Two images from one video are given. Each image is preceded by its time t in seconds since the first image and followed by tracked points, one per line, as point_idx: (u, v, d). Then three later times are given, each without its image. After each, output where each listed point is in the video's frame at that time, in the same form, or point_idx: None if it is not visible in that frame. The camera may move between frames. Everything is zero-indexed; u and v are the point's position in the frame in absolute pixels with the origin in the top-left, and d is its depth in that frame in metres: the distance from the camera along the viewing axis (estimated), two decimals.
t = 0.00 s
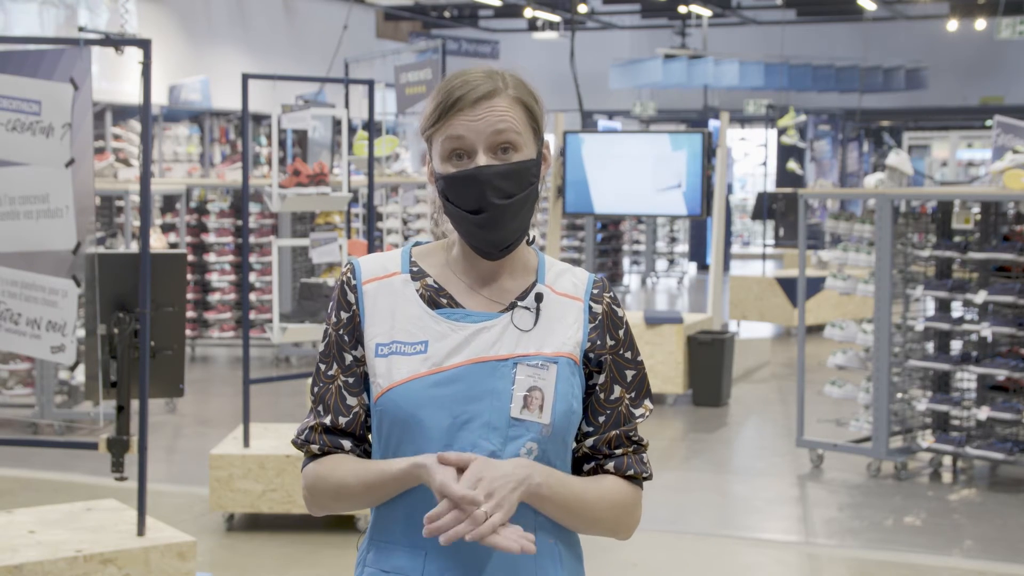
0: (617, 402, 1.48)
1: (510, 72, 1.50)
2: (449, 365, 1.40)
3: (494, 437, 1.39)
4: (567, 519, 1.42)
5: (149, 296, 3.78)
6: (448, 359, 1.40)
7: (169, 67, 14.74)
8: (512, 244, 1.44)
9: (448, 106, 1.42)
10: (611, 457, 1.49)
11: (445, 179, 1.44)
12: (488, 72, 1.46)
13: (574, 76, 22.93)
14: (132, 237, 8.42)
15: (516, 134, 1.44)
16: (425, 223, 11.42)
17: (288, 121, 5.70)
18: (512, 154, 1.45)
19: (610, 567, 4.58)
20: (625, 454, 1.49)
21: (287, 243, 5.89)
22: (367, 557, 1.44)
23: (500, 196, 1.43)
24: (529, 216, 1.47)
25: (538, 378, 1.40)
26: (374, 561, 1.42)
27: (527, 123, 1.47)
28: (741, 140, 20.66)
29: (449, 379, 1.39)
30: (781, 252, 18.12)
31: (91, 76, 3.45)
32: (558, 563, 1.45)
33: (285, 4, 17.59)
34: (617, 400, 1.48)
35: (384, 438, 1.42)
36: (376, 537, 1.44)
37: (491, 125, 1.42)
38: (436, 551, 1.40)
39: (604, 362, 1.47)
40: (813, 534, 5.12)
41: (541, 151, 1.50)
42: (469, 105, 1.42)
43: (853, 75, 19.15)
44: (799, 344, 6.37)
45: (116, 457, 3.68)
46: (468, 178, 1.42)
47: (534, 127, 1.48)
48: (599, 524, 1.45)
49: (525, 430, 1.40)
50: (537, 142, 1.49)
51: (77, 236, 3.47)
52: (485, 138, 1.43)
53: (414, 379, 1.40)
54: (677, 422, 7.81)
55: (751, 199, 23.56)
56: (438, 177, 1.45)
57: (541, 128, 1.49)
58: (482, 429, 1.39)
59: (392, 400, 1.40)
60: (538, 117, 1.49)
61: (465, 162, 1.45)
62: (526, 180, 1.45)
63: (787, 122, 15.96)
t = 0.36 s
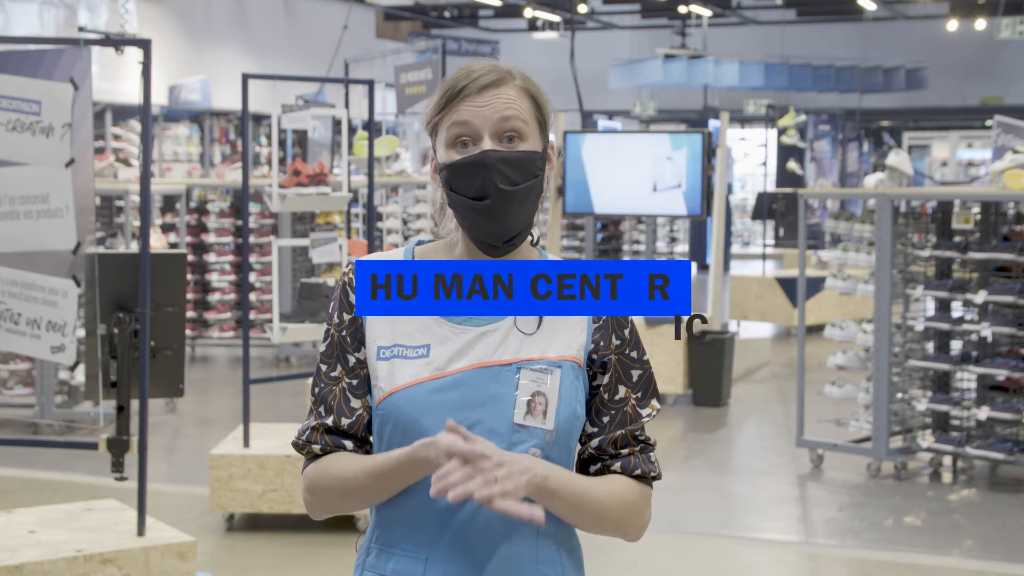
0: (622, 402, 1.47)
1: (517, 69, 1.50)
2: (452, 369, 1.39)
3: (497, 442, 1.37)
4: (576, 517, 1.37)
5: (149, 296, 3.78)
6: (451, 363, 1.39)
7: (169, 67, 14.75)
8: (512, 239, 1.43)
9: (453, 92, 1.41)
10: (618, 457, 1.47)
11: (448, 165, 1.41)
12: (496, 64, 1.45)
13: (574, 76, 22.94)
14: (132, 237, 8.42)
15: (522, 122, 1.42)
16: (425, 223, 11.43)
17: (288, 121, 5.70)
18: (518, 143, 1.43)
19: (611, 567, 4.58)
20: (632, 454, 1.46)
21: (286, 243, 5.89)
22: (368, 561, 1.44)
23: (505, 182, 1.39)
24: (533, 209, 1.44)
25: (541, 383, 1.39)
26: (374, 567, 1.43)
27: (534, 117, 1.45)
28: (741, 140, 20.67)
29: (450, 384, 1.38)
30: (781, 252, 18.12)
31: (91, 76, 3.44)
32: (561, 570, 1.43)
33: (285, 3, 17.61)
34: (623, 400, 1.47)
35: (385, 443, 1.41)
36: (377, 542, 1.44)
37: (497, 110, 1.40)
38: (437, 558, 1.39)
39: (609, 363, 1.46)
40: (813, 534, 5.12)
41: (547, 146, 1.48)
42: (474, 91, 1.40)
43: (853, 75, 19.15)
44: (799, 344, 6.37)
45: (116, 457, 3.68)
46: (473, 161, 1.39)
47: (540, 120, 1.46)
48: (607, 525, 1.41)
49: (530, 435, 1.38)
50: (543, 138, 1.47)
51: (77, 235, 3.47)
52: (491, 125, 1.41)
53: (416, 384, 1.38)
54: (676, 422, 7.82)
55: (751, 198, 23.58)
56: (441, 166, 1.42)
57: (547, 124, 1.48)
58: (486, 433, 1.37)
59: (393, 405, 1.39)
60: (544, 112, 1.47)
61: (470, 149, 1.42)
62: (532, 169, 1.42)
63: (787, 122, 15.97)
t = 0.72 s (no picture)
0: (622, 407, 1.46)
1: (513, 65, 1.46)
2: (453, 368, 1.38)
3: (499, 442, 1.37)
4: (570, 525, 1.38)
5: (148, 296, 3.79)
6: (454, 362, 1.38)
7: (169, 67, 14.75)
8: (520, 241, 1.43)
9: (451, 103, 1.38)
10: (616, 462, 1.47)
11: (450, 178, 1.40)
12: (492, 67, 1.42)
13: (574, 76, 22.95)
14: (132, 237, 8.42)
15: (522, 130, 1.40)
16: (425, 223, 11.44)
17: (288, 120, 5.70)
18: (519, 150, 1.42)
19: (611, 567, 4.58)
20: (630, 461, 1.46)
21: (286, 243, 5.89)
22: (368, 562, 1.43)
23: (508, 193, 1.40)
24: (539, 209, 1.45)
25: (544, 384, 1.38)
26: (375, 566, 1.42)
27: (534, 118, 1.43)
28: (741, 140, 20.67)
29: (451, 384, 1.37)
30: (781, 252, 18.12)
31: (91, 76, 3.44)
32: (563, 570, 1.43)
33: (285, 3, 17.61)
34: (623, 405, 1.46)
35: (385, 444, 1.41)
36: (376, 542, 1.43)
37: (496, 121, 1.39)
38: (438, 559, 1.39)
39: (611, 367, 1.45)
40: (813, 533, 5.12)
41: (547, 143, 1.47)
42: (472, 103, 1.38)
43: (853, 75, 19.15)
44: (799, 343, 6.37)
45: (116, 457, 3.68)
46: (475, 176, 1.39)
47: (540, 121, 1.44)
48: (602, 530, 1.42)
49: (530, 435, 1.38)
50: (544, 137, 1.46)
51: (77, 235, 3.46)
52: (491, 135, 1.40)
53: (419, 381, 1.37)
54: (677, 422, 7.81)
55: (751, 199, 23.59)
56: (443, 176, 1.42)
57: (547, 124, 1.46)
58: (489, 434, 1.37)
59: (394, 403, 1.38)
60: (543, 111, 1.45)
61: (472, 161, 1.41)
62: (534, 177, 1.42)
63: (787, 122, 15.97)
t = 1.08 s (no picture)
0: (626, 408, 1.46)
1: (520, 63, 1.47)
2: (456, 376, 1.38)
3: (500, 452, 1.37)
4: (572, 526, 1.39)
5: (149, 296, 3.78)
6: (456, 369, 1.38)
7: (169, 67, 14.75)
8: (522, 235, 1.43)
9: (457, 95, 1.39)
10: (619, 465, 1.47)
11: (454, 169, 1.40)
12: (500, 62, 1.43)
13: (574, 76, 22.94)
14: (132, 237, 8.42)
15: (528, 125, 1.41)
16: (425, 223, 11.45)
17: (288, 120, 5.70)
18: (524, 145, 1.42)
19: (611, 567, 4.58)
20: (632, 463, 1.46)
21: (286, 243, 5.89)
22: (368, 563, 1.43)
23: (512, 187, 1.40)
24: (542, 205, 1.45)
25: (547, 392, 1.38)
26: (373, 567, 1.42)
27: (540, 115, 1.43)
28: (741, 140, 20.68)
29: (453, 391, 1.37)
30: (781, 252, 18.12)
31: (91, 76, 3.44)
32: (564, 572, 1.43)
33: (285, 4, 17.62)
34: (626, 407, 1.46)
35: (388, 449, 1.42)
36: (376, 543, 1.43)
37: (502, 115, 1.39)
38: (439, 561, 1.39)
39: (614, 369, 1.45)
40: (813, 533, 5.12)
41: (552, 142, 1.47)
42: (479, 94, 1.38)
43: (853, 75, 19.15)
44: (798, 343, 6.37)
45: (116, 457, 3.68)
46: (479, 168, 1.39)
47: (546, 119, 1.45)
48: (603, 532, 1.43)
49: (534, 444, 1.38)
50: (549, 135, 1.46)
51: (77, 235, 3.47)
52: (497, 129, 1.40)
53: (419, 390, 1.38)
54: (677, 422, 7.81)
55: (751, 199, 23.60)
56: (447, 170, 1.42)
57: (552, 122, 1.46)
58: (491, 443, 1.37)
59: (397, 410, 1.38)
60: (549, 109, 1.46)
61: (477, 154, 1.42)
62: (539, 172, 1.42)
63: (787, 122, 15.97)
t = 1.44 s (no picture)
0: (625, 408, 1.46)
1: (524, 65, 1.47)
2: (453, 379, 1.38)
3: (499, 452, 1.37)
4: (572, 523, 1.40)
5: (148, 296, 3.78)
6: (453, 373, 1.38)
7: (169, 67, 14.74)
8: (519, 240, 1.43)
9: (462, 96, 1.38)
10: (619, 464, 1.47)
11: (454, 172, 1.40)
12: (504, 65, 1.42)
13: (575, 76, 22.93)
14: (131, 237, 8.43)
15: (530, 131, 1.41)
16: (424, 223, 11.46)
17: (288, 120, 5.70)
18: (525, 151, 1.42)
19: (611, 567, 4.57)
20: (632, 462, 1.47)
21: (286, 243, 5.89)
22: (370, 561, 1.44)
23: (511, 193, 1.40)
24: (542, 210, 1.45)
25: (544, 393, 1.38)
26: (377, 568, 1.42)
27: (542, 121, 1.43)
28: (741, 140, 20.68)
29: (451, 394, 1.37)
30: (781, 252, 18.11)
31: (90, 76, 3.44)
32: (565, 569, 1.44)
33: (285, 4, 17.62)
34: (625, 406, 1.46)
35: (387, 449, 1.42)
36: (378, 543, 1.43)
37: (505, 120, 1.39)
38: (440, 562, 1.39)
39: (612, 370, 1.45)
40: (813, 534, 5.12)
41: (554, 146, 1.47)
42: (483, 98, 1.38)
43: (853, 74, 19.14)
44: (798, 343, 6.37)
45: (116, 457, 3.68)
46: (480, 173, 1.39)
47: (548, 124, 1.45)
48: (603, 528, 1.43)
49: (531, 445, 1.38)
50: (551, 140, 1.46)
51: (77, 235, 3.46)
52: (499, 134, 1.40)
53: (418, 394, 1.38)
54: (677, 422, 7.81)
55: (751, 199, 23.59)
56: (447, 171, 1.42)
57: (554, 126, 1.46)
58: (490, 444, 1.37)
59: (396, 413, 1.38)
60: (551, 114, 1.46)
61: (477, 157, 1.41)
62: (539, 179, 1.42)
63: (787, 122, 15.97)
